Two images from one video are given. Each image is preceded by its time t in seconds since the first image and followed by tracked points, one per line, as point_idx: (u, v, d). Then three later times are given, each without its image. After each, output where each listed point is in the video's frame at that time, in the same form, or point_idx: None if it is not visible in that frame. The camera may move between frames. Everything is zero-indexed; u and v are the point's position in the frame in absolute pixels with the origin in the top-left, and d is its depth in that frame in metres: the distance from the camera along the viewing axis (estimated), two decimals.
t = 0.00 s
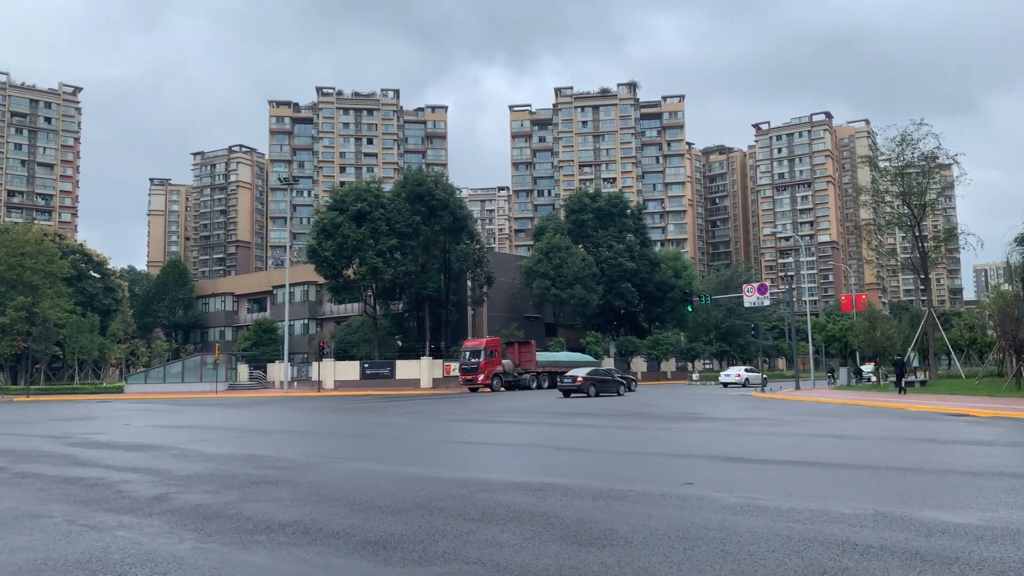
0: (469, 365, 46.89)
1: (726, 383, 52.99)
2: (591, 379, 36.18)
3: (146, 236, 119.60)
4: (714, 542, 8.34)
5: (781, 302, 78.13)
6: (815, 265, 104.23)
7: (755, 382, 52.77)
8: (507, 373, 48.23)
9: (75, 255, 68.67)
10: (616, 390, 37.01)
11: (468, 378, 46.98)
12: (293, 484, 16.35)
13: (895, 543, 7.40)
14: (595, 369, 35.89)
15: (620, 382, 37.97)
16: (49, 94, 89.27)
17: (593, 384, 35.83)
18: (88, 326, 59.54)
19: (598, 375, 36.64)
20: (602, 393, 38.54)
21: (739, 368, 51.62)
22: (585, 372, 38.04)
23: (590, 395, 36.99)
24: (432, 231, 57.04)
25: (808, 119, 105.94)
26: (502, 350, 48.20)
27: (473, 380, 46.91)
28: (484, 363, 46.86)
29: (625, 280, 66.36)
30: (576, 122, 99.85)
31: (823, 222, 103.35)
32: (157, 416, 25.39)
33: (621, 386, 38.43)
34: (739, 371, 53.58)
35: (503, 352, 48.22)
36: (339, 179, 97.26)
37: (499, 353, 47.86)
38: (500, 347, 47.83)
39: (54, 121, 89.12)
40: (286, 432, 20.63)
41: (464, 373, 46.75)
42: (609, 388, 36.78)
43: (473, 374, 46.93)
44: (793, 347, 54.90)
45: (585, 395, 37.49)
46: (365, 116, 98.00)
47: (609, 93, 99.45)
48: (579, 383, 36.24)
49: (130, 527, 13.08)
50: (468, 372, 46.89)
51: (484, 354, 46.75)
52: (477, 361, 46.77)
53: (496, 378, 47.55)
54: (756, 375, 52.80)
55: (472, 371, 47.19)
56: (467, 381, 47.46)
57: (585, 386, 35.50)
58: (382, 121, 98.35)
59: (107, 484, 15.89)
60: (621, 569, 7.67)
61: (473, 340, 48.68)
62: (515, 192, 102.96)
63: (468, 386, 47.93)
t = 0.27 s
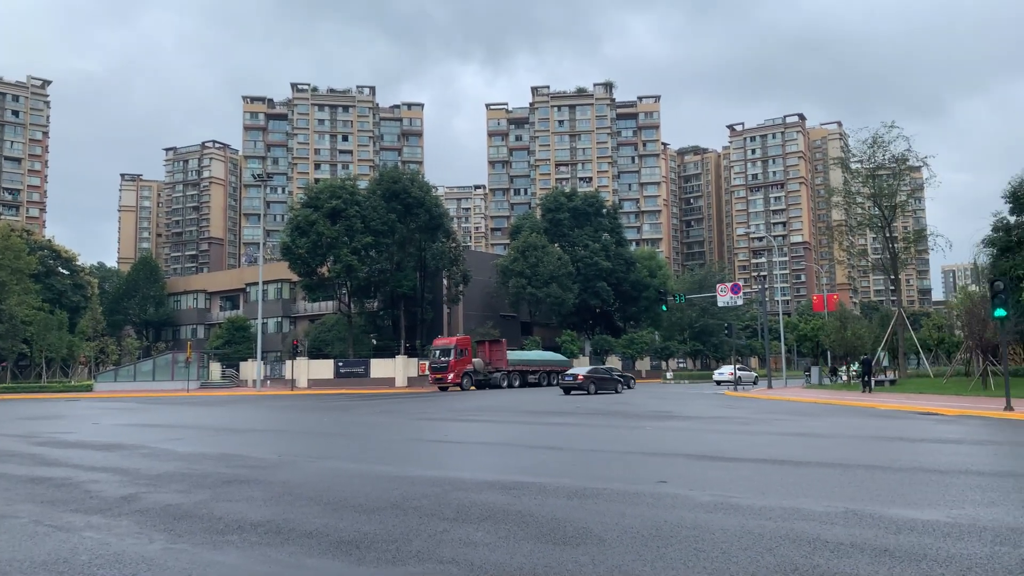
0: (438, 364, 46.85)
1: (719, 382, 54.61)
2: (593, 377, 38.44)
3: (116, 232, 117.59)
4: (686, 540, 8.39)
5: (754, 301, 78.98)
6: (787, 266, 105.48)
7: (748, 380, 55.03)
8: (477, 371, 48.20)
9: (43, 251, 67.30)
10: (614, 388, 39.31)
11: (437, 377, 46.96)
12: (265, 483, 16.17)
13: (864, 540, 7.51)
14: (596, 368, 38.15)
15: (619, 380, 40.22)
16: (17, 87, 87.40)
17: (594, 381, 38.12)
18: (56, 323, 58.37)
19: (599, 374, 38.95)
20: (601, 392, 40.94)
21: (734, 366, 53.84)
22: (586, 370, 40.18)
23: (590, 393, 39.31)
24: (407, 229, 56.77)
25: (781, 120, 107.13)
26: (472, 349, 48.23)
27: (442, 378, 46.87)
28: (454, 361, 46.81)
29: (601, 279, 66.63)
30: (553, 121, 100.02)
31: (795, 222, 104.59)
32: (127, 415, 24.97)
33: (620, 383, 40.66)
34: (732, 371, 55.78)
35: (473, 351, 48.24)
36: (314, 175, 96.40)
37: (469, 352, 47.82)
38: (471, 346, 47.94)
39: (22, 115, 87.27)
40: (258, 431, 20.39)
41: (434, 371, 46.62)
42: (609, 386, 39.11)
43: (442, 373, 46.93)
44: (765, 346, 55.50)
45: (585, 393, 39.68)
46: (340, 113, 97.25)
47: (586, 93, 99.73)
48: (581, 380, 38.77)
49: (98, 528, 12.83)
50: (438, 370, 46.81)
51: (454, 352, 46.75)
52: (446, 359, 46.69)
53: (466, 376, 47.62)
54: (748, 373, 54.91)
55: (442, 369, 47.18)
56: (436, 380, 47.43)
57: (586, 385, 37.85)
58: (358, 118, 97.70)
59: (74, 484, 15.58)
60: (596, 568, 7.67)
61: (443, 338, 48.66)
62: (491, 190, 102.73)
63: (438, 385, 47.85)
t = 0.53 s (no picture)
0: (405, 363, 46.41)
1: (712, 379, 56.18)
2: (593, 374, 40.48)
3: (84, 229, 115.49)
4: (659, 537, 8.44)
5: (726, 301, 79.81)
6: (759, 265, 106.73)
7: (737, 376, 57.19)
8: (445, 370, 48.01)
9: (9, 247, 65.90)
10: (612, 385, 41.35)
11: (405, 376, 46.50)
12: (237, 483, 15.97)
13: (834, 537, 7.61)
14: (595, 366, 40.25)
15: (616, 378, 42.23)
16: None
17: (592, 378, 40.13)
18: (21, 320, 57.16)
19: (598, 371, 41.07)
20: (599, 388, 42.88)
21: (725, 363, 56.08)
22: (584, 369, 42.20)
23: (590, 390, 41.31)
24: (382, 227, 56.45)
25: (754, 122, 108.34)
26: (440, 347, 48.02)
27: (409, 377, 46.46)
28: (421, 359, 46.52)
29: (575, 277, 66.85)
30: (528, 120, 100.12)
31: (767, 223, 105.77)
32: (95, 414, 24.53)
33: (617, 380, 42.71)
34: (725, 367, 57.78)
35: (441, 349, 48.01)
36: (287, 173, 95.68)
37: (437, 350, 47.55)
38: (439, 344, 47.66)
39: None
40: (230, 430, 20.15)
41: (401, 370, 46.21)
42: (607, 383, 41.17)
43: (410, 372, 46.50)
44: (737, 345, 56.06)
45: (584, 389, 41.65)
46: (314, 109, 96.45)
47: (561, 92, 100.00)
48: (581, 377, 40.75)
49: (64, 529, 12.57)
50: (405, 369, 46.41)
51: (422, 351, 46.40)
52: (414, 358, 46.31)
53: (434, 375, 47.36)
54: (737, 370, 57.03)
55: (409, 368, 46.74)
56: (404, 378, 47.00)
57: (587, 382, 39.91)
58: (332, 114, 96.99)
59: (40, 485, 15.25)
60: (570, 567, 7.67)
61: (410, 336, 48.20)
62: (466, 189, 102.57)
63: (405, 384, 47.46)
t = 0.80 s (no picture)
0: (380, 362, 45.90)
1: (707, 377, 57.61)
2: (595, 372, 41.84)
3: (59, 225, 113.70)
4: (639, 536, 8.46)
5: (705, 300, 80.27)
6: (737, 265, 107.47)
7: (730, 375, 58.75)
8: (420, 369, 47.72)
9: None
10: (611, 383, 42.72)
11: (379, 375, 45.92)
12: (214, 483, 15.79)
13: (812, 535, 7.68)
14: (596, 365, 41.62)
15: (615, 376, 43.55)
16: None
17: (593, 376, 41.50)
18: None
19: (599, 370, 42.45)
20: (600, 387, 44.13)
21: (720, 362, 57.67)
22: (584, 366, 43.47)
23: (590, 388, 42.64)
24: (362, 225, 56.15)
25: (733, 123, 109.10)
26: (415, 345, 47.86)
27: (384, 377, 45.94)
28: (396, 358, 46.07)
29: (556, 277, 66.90)
30: (509, 119, 100.11)
31: (745, 223, 106.59)
32: (70, 413, 24.16)
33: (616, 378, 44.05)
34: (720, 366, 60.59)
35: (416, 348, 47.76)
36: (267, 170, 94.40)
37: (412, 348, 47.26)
38: (413, 343, 47.41)
39: None
40: (208, 430, 19.93)
41: (375, 369, 45.68)
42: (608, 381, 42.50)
43: (384, 370, 45.95)
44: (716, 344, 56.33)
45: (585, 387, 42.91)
46: (294, 107, 95.74)
47: (542, 91, 100.12)
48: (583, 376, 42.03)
49: (37, 530, 12.34)
50: (380, 368, 45.91)
51: (397, 350, 46.05)
52: (388, 357, 45.86)
53: (409, 374, 46.98)
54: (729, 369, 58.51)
55: (383, 367, 46.24)
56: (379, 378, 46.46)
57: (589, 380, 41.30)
58: (312, 111, 96.36)
59: (13, 485, 14.98)
60: (550, 565, 7.66)
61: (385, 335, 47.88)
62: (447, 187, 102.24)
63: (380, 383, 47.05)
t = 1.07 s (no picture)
0: (350, 361, 45.46)
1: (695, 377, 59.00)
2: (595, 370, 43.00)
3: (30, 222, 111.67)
4: (616, 534, 8.49)
5: (683, 299, 80.78)
6: (714, 264, 108.30)
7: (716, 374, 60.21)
8: (392, 368, 47.35)
9: None
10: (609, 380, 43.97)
11: (349, 374, 45.50)
12: (189, 483, 15.61)
13: (787, 531, 7.76)
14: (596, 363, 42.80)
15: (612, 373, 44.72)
16: None
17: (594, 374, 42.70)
18: None
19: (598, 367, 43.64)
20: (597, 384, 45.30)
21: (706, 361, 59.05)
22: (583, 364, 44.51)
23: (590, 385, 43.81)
24: (339, 223, 55.79)
25: (710, 123, 109.89)
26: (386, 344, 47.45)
27: (354, 376, 45.52)
28: (366, 357, 45.66)
29: (535, 275, 66.95)
30: (489, 117, 100.08)
31: (722, 222, 107.47)
32: (41, 412, 23.75)
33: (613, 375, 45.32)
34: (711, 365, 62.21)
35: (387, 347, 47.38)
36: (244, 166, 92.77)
37: (383, 347, 46.94)
38: (385, 342, 47.09)
39: None
40: (184, 429, 19.70)
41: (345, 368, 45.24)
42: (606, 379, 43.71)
43: (355, 369, 45.52)
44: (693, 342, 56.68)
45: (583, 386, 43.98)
46: (271, 103, 94.94)
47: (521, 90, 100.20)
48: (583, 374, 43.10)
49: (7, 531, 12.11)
50: (350, 367, 45.48)
51: (367, 348, 45.69)
52: (359, 356, 45.44)
53: (380, 373, 46.54)
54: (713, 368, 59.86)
55: (354, 366, 45.84)
56: (349, 377, 45.99)
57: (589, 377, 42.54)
58: (289, 108, 95.64)
59: None
60: (529, 563, 7.68)
61: (356, 334, 47.51)
62: (426, 185, 101.83)
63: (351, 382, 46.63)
